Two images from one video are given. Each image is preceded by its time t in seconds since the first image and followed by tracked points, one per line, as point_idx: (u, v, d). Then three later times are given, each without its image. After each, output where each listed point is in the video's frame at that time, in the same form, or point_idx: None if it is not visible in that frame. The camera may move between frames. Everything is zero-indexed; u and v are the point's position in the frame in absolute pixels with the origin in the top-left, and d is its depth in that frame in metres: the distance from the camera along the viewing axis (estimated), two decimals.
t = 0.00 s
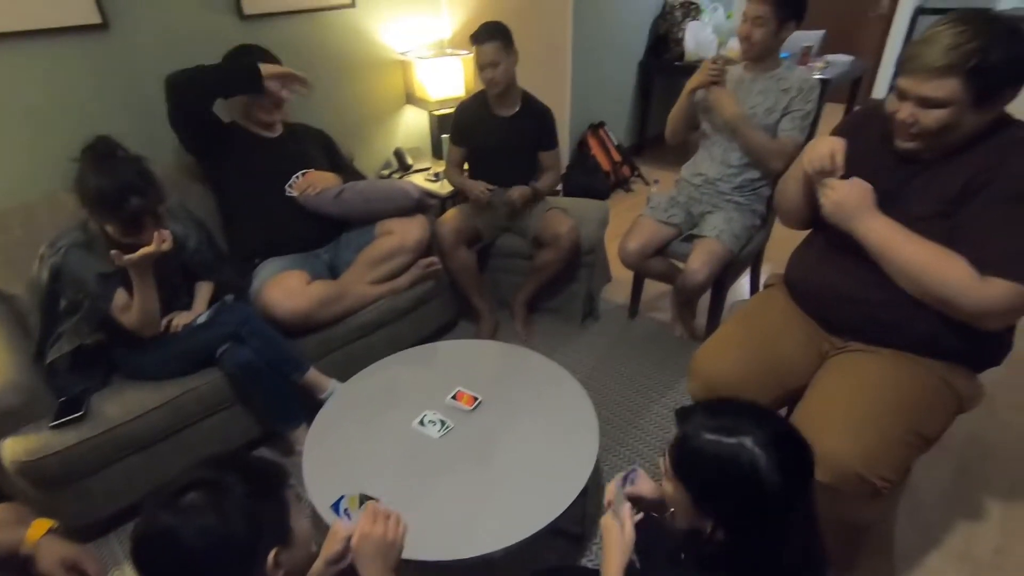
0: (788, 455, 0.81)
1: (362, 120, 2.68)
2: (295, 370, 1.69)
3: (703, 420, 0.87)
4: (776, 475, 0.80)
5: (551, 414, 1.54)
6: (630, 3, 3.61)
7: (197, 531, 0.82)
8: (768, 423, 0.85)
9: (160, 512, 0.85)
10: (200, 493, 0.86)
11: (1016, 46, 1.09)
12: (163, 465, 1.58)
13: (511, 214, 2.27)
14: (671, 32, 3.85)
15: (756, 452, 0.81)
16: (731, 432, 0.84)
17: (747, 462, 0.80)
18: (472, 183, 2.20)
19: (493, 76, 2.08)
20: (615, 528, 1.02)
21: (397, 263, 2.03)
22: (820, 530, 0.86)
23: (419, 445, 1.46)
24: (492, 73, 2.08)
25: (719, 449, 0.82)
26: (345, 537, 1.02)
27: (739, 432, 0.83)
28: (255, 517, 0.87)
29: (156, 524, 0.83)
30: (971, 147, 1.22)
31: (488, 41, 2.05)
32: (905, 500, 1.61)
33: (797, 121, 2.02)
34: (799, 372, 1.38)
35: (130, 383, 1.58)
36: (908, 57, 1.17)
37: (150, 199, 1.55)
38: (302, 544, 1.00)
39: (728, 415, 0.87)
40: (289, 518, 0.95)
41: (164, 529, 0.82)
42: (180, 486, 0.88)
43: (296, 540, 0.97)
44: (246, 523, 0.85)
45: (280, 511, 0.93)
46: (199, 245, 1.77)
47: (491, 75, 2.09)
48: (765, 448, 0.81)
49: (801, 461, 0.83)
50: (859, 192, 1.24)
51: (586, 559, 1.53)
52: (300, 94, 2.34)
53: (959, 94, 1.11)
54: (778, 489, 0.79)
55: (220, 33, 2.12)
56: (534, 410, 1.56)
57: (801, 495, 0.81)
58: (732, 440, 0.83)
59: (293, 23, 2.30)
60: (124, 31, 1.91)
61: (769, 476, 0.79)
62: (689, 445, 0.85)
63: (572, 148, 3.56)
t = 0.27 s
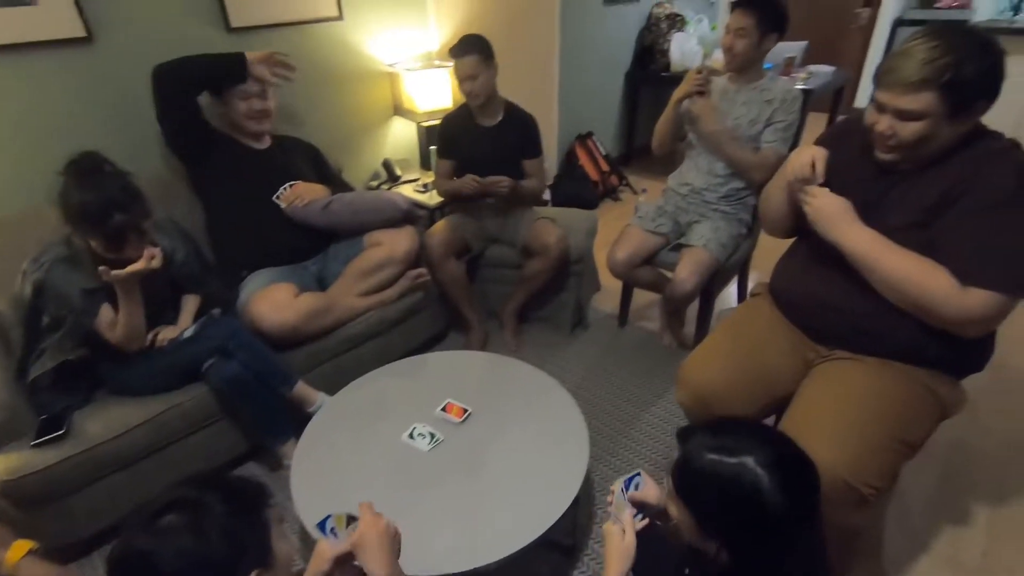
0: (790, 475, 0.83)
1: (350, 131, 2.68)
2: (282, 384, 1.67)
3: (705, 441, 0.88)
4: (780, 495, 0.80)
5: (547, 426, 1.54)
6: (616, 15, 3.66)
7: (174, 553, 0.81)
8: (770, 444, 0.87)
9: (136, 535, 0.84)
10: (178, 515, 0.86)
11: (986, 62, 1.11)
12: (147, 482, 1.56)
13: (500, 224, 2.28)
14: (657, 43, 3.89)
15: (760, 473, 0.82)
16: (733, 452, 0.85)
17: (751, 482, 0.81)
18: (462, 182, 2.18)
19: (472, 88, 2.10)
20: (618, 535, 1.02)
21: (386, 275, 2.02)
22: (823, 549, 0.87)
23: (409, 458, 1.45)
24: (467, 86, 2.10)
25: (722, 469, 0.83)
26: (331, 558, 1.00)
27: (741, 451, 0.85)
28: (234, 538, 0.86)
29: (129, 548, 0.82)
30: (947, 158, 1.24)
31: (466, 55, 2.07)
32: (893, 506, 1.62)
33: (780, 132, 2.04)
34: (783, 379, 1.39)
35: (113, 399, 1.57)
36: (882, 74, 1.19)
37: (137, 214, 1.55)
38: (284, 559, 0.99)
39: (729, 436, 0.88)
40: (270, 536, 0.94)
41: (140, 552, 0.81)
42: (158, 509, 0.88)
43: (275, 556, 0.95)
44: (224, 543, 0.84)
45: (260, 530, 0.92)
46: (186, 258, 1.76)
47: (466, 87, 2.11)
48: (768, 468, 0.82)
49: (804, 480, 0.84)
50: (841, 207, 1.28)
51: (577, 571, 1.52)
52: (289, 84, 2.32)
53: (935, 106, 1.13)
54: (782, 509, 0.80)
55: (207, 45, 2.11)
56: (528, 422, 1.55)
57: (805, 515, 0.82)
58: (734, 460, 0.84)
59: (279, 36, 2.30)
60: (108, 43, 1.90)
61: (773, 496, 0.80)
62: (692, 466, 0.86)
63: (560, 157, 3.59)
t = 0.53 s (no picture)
0: (791, 486, 0.82)
1: (331, 139, 2.67)
2: (264, 396, 1.65)
3: (703, 454, 0.88)
4: (782, 506, 0.80)
5: (538, 436, 1.52)
6: (596, 24, 3.68)
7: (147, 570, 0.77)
8: (771, 455, 0.86)
9: (106, 552, 0.80)
10: (152, 531, 0.82)
11: (966, 68, 1.14)
12: (124, 499, 1.53)
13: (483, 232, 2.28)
14: (637, 51, 3.92)
15: (759, 484, 0.81)
16: (731, 465, 0.85)
17: (751, 494, 0.81)
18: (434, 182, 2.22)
19: (448, 98, 2.12)
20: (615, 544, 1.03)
21: (369, 284, 2.01)
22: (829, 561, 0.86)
23: (395, 470, 1.43)
24: (443, 97, 2.12)
25: (722, 482, 0.83)
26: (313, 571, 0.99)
27: (739, 463, 0.84)
28: (209, 551, 0.83)
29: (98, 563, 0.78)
30: (925, 164, 1.27)
31: (441, 65, 2.07)
32: (875, 506, 1.64)
33: (753, 139, 2.07)
34: (765, 384, 1.40)
35: (89, 415, 1.53)
36: (866, 77, 1.21)
37: (115, 226, 1.55)
38: None
39: (728, 448, 0.88)
40: (249, 552, 0.90)
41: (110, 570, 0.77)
42: (130, 526, 0.84)
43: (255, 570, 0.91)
44: (198, 558, 0.81)
45: (237, 547, 0.88)
46: (165, 269, 1.73)
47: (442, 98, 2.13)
48: (768, 479, 0.82)
49: (806, 490, 0.83)
50: (822, 213, 1.30)
51: None
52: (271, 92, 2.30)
53: (916, 112, 1.15)
54: (784, 521, 0.79)
55: (185, 53, 2.09)
56: (518, 431, 1.54)
57: (808, 526, 0.81)
58: (733, 473, 0.83)
59: (259, 44, 2.29)
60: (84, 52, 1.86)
61: (774, 508, 0.80)
62: (692, 481, 0.86)
63: (543, 165, 3.60)
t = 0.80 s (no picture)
0: (801, 488, 0.81)
1: (320, 142, 2.65)
2: (257, 402, 1.63)
3: (710, 456, 0.87)
4: (792, 510, 0.79)
5: (536, 438, 1.51)
6: (585, 24, 3.69)
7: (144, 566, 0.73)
8: (780, 456, 0.85)
9: (100, 550, 0.76)
10: (147, 527, 0.78)
11: (955, 63, 1.14)
12: (113, 509, 1.51)
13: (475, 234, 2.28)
14: (625, 51, 3.94)
15: (767, 486, 0.80)
16: (740, 467, 0.83)
17: (760, 498, 0.80)
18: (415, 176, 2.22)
19: (435, 101, 2.12)
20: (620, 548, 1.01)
21: (361, 287, 2.00)
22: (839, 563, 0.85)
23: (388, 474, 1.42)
24: (432, 98, 2.12)
25: (729, 483, 0.82)
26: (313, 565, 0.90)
27: (747, 465, 0.83)
28: (206, 545, 0.79)
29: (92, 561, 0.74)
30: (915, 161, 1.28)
31: (427, 67, 2.07)
32: (869, 502, 1.65)
33: (740, 135, 2.08)
34: (759, 382, 1.40)
35: (76, 424, 1.51)
36: (856, 73, 1.22)
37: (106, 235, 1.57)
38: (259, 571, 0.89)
39: (735, 450, 0.87)
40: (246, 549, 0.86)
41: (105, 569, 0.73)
42: (125, 523, 0.80)
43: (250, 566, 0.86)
44: (195, 550, 0.78)
45: (233, 541, 0.83)
46: (154, 275, 1.71)
47: (431, 100, 2.13)
48: (777, 481, 0.81)
49: (816, 492, 0.82)
50: (816, 212, 1.29)
51: None
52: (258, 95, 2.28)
53: (906, 107, 1.16)
54: (794, 524, 0.78)
55: (170, 57, 2.07)
56: (515, 433, 1.53)
57: (818, 529, 0.80)
58: (741, 475, 0.82)
59: (246, 47, 2.27)
60: (67, 56, 1.84)
61: (784, 511, 0.79)
62: (699, 482, 0.85)
63: (534, 165, 3.60)
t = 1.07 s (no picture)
0: (801, 493, 0.81)
1: (316, 144, 2.64)
2: (253, 406, 1.62)
3: (712, 458, 0.88)
4: (791, 514, 0.79)
5: (536, 441, 1.51)
6: (580, 26, 3.69)
7: (152, 555, 0.72)
8: (781, 460, 0.85)
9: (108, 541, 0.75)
10: (153, 518, 0.77)
11: (943, 65, 1.15)
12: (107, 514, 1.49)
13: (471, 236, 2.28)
14: (621, 53, 3.95)
15: (767, 490, 0.81)
16: (742, 470, 0.84)
17: (760, 501, 0.80)
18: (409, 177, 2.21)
19: (432, 102, 2.12)
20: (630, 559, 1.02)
21: (357, 289, 1.99)
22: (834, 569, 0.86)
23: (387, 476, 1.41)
24: (428, 100, 2.12)
25: (729, 485, 0.83)
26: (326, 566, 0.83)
27: (748, 468, 0.84)
28: (211, 530, 0.78)
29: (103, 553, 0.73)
30: (909, 163, 1.27)
31: (424, 69, 2.07)
32: (867, 503, 1.65)
33: (739, 135, 2.09)
34: (756, 384, 1.40)
35: (71, 429, 1.50)
36: (848, 76, 1.22)
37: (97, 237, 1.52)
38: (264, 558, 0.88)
39: (737, 453, 0.87)
40: (248, 531, 0.86)
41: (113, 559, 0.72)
42: (130, 513, 0.79)
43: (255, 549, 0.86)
44: (200, 536, 0.77)
45: (236, 519, 0.84)
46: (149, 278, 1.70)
47: (427, 102, 2.12)
48: (777, 485, 0.81)
49: (817, 497, 0.82)
50: (809, 222, 1.33)
51: None
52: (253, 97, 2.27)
53: (896, 109, 1.16)
54: (794, 529, 0.78)
55: (164, 59, 2.06)
56: (514, 436, 1.53)
57: (816, 534, 0.80)
58: (742, 477, 0.83)
59: (240, 48, 2.26)
60: (60, 58, 1.83)
61: (783, 515, 0.79)
62: (699, 484, 0.86)
63: (530, 167, 3.60)
